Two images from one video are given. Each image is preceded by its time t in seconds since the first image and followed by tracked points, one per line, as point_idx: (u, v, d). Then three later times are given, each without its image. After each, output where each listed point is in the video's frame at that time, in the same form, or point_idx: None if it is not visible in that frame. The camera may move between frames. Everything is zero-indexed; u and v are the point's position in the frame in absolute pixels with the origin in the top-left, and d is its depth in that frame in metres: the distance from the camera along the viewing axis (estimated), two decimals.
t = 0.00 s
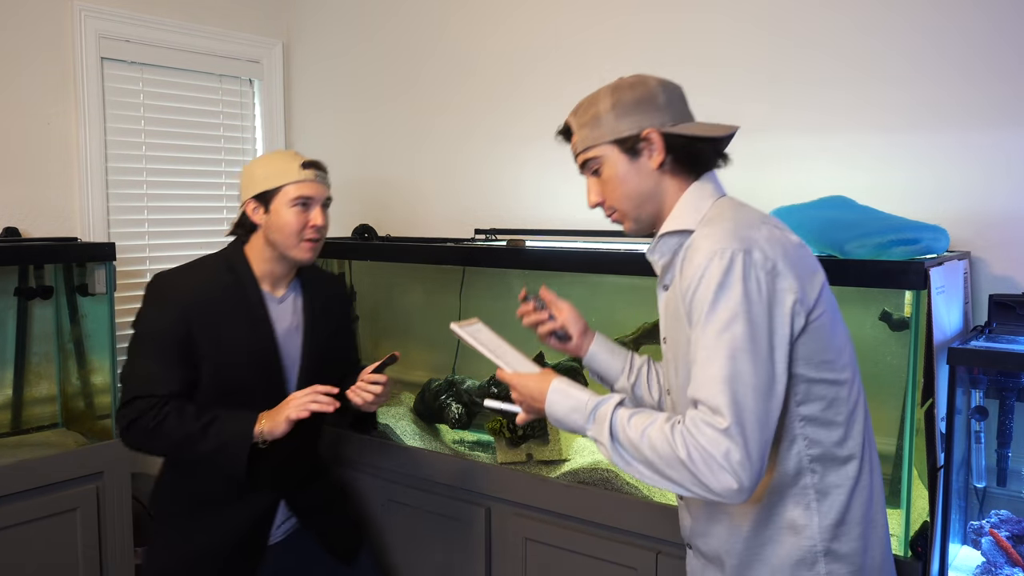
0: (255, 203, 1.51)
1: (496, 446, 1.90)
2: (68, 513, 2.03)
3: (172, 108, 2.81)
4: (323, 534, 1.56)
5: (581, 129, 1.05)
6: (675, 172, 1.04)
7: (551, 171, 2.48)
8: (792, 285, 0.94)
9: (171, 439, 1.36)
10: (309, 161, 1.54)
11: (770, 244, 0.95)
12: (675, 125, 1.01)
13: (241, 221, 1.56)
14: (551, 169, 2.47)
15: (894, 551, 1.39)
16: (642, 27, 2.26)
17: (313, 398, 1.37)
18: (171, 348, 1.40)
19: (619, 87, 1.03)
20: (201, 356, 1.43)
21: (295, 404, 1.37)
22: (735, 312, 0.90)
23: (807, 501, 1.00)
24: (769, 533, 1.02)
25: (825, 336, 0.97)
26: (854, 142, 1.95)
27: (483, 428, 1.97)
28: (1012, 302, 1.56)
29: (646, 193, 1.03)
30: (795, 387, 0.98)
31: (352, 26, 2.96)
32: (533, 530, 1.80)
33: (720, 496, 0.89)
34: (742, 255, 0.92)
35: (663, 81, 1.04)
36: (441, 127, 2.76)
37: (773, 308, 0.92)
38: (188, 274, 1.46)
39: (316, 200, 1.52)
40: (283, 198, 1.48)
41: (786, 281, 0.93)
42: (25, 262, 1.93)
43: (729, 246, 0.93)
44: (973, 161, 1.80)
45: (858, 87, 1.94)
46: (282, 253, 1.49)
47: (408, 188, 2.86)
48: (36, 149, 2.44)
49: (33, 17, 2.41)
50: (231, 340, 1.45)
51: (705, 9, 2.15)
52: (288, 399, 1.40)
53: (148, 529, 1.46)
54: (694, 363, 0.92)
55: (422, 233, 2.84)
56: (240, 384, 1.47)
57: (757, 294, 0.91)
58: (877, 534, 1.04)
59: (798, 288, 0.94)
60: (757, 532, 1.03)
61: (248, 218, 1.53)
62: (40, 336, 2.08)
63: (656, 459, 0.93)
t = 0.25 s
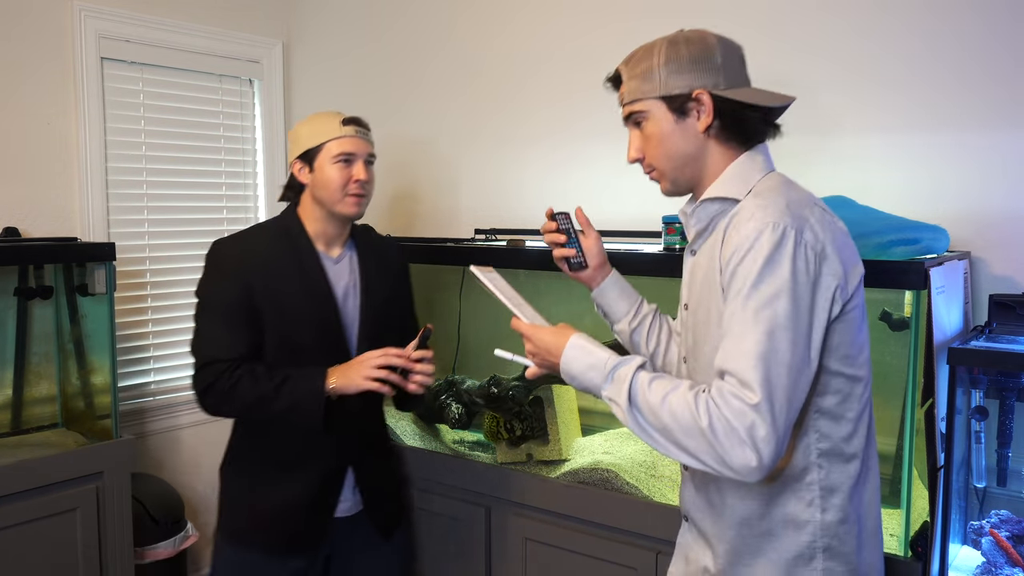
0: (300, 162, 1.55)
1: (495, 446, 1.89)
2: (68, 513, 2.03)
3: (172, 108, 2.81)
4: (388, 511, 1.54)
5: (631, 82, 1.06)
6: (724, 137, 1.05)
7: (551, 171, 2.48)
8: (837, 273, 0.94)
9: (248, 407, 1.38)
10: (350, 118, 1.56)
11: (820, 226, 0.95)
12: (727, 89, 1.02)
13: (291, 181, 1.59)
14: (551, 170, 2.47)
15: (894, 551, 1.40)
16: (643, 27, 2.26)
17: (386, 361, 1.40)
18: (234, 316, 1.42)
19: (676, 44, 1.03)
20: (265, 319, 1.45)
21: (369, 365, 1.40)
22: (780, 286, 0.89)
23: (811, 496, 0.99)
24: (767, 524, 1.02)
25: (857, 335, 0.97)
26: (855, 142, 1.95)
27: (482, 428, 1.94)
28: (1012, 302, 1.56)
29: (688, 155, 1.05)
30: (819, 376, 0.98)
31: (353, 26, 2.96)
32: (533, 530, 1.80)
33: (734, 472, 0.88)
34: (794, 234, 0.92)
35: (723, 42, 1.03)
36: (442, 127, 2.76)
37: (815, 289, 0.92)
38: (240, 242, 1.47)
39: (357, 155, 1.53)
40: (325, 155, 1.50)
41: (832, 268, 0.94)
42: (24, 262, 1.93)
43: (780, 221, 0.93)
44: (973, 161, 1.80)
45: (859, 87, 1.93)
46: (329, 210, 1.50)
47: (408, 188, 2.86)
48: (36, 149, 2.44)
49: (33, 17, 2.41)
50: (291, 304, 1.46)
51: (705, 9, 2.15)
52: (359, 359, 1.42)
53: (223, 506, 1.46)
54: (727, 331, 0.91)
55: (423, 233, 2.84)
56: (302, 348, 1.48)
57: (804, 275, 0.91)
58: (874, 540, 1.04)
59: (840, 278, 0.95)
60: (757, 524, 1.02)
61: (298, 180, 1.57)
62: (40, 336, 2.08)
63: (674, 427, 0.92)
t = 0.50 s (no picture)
0: (321, 146, 1.73)
1: (496, 446, 1.89)
2: (68, 513, 2.03)
3: (172, 108, 2.81)
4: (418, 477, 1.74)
5: (646, 51, 1.07)
6: (720, 125, 1.07)
7: (552, 171, 2.48)
8: (813, 271, 0.96)
9: (320, 394, 1.46)
10: (363, 101, 1.75)
11: (803, 224, 0.97)
12: (734, 79, 1.03)
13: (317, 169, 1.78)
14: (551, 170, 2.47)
15: (894, 551, 1.40)
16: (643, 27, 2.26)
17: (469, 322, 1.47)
18: (284, 306, 1.51)
19: (697, 24, 1.03)
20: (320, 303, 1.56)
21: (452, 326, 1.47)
22: (759, 274, 0.91)
23: (757, 490, 1.02)
24: (709, 513, 1.04)
25: (817, 336, 1.00)
26: (855, 142, 1.95)
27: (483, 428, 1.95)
28: (1012, 302, 1.56)
29: (683, 135, 1.06)
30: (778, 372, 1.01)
31: (353, 26, 2.97)
32: (535, 531, 1.80)
33: (693, 452, 0.90)
34: (778, 228, 0.94)
35: (744, 32, 1.03)
36: (442, 127, 2.76)
37: (791, 283, 0.94)
38: (271, 239, 1.57)
39: (373, 134, 1.69)
40: (342, 136, 1.68)
41: (811, 266, 0.96)
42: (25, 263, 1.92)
43: (768, 212, 0.95)
44: (974, 162, 1.80)
45: (858, 87, 1.94)
46: (351, 186, 1.65)
47: (408, 188, 2.87)
48: (37, 149, 2.44)
49: (33, 17, 2.41)
50: (342, 284, 1.57)
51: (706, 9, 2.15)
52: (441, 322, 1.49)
53: (286, 485, 1.61)
54: (703, 311, 0.92)
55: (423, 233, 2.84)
56: (355, 326, 1.58)
57: (784, 270, 0.93)
58: (811, 535, 1.08)
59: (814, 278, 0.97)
60: (700, 512, 1.04)
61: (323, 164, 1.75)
62: (40, 337, 2.08)
63: (642, 403, 0.93)
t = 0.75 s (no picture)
0: (319, 143, 1.70)
1: (496, 446, 1.89)
2: (68, 513, 2.03)
3: (172, 109, 2.81)
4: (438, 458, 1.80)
5: (636, 33, 1.06)
6: (699, 114, 1.06)
7: (551, 171, 2.48)
8: (767, 266, 0.96)
9: (409, 367, 1.45)
10: (361, 95, 1.72)
11: (764, 219, 0.97)
12: (716, 70, 1.02)
13: (310, 165, 1.75)
14: (551, 169, 2.47)
15: (894, 552, 1.40)
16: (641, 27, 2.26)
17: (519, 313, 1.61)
18: (338, 290, 1.49)
19: (685, 12, 1.03)
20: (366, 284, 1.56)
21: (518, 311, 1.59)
22: (714, 258, 0.90)
23: (701, 470, 1.02)
24: (652, 489, 1.03)
25: (765, 328, 1.01)
26: (855, 142, 1.95)
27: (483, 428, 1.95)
28: (1012, 302, 1.56)
29: (661, 120, 1.06)
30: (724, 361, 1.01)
31: (353, 26, 2.97)
32: (536, 530, 1.80)
33: (627, 421, 0.87)
34: (740, 219, 0.93)
35: (732, 24, 1.03)
36: (442, 127, 2.76)
37: (744, 273, 0.94)
38: (301, 232, 1.55)
39: (375, 130, 1.69)
40: (345, 134, 1.66)
41: (765, 260, 0.96)
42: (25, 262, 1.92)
43: (731, 202, 0.95)
44: (974, 162, 1.80)
45: (857, 88, 1.94)
46: (357, 186, 1.67)
47: (408, 188, 2.87)
48: (37, 149, 2.44)
49: (34, 17, 2.41)
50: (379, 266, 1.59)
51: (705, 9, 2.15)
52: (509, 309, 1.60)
53: (326, 480, 1.57)
54: (658, 284, 0.90)
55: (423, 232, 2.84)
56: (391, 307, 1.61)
57: (739, 260, 0.92)
58: (748, 520, 1.08)
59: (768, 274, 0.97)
60: (644, 484, 1.04)
61: (318, 160, 1.72)
62: (40, 336, 2.08)
63: (584, 366, 0.90)
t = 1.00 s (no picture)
0: (297, 136, 1.63)
1: (496, 446, 1.89)
2: (68, 513, 2.03)
3: (172, 109, 2.81)
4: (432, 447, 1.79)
5: (623, 33, 1.06)
6: (679, 115, 1.05)
7: (551, 171, 2.48)
8: (727, 275, 0.95)
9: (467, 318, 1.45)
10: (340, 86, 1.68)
11: (728, 226, 0.96)
12: (696, 72, 1.00)
13: (281, 158, 1.65)
14: (550, 169, 2.47)
15: (894, 551, 1.40)
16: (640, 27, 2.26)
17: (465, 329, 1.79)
18: (380, 268, 1.42)
19: (668, 12, 1.01)
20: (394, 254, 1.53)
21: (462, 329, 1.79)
22: (671, 263, 0.89)
23: (658, 475, 1.02)
24: (609, 487, 1.04)
25: (728, 337, 0.99)
26: (854, 142, 1.95)
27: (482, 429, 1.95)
28: (1012, 302, 1.56)
29: (642, 120, 1.06)
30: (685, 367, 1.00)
31: (352, 26, 2.97)
32: (536, 531, 1.79)
33: (569, 421, 0.86)
34: (701, 226, 0.92)
35: (715, 24, 1.01)
36: (441, 127, 2.76)
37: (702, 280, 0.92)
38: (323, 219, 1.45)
39: (357, 125, 1.68)
40: (329, 128, 1.63)
41: (726, 269, 0.94)
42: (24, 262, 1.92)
43: (695, 207, 0.93)
44: (974, 162, 1.80)
45: (856, 88, 1.94)
46: (340, 181, 1.67)
47: (407, 188, 2.87)
48: (38, 149, 2.44)
49: (34, 17, 2.41)
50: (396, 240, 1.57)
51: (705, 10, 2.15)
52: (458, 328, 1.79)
53: (374, 465, 1.47)
54: (613, 285, 0.89)
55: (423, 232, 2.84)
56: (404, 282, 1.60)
57: (697, 267, 0.91)
58: (709, 528, 1.07)
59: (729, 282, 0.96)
60: (604, 485, 1.05)
61: (294, 154, 1.65)
62: (40, 336, 2.08)
63: (532, 363, 0.89)
